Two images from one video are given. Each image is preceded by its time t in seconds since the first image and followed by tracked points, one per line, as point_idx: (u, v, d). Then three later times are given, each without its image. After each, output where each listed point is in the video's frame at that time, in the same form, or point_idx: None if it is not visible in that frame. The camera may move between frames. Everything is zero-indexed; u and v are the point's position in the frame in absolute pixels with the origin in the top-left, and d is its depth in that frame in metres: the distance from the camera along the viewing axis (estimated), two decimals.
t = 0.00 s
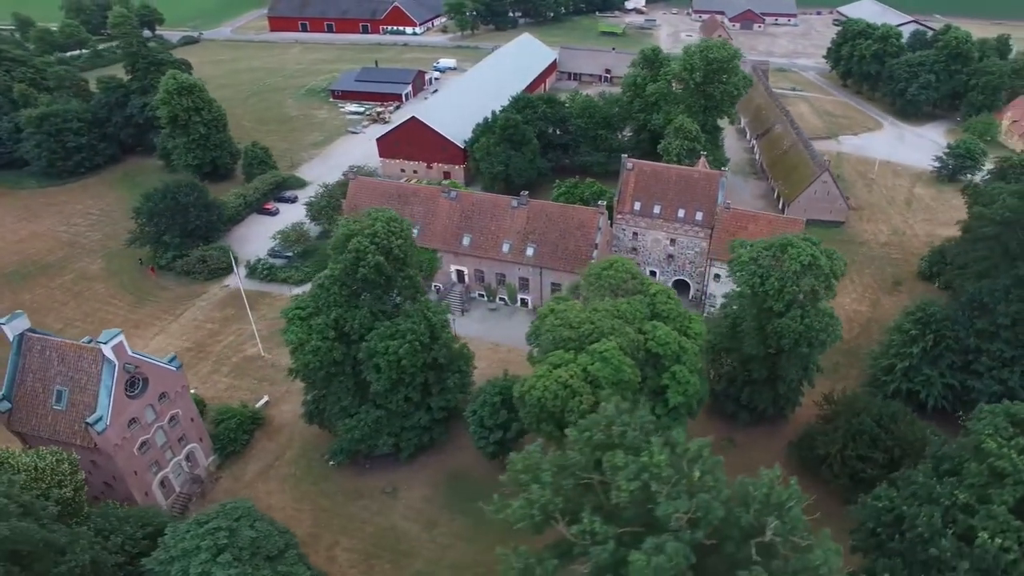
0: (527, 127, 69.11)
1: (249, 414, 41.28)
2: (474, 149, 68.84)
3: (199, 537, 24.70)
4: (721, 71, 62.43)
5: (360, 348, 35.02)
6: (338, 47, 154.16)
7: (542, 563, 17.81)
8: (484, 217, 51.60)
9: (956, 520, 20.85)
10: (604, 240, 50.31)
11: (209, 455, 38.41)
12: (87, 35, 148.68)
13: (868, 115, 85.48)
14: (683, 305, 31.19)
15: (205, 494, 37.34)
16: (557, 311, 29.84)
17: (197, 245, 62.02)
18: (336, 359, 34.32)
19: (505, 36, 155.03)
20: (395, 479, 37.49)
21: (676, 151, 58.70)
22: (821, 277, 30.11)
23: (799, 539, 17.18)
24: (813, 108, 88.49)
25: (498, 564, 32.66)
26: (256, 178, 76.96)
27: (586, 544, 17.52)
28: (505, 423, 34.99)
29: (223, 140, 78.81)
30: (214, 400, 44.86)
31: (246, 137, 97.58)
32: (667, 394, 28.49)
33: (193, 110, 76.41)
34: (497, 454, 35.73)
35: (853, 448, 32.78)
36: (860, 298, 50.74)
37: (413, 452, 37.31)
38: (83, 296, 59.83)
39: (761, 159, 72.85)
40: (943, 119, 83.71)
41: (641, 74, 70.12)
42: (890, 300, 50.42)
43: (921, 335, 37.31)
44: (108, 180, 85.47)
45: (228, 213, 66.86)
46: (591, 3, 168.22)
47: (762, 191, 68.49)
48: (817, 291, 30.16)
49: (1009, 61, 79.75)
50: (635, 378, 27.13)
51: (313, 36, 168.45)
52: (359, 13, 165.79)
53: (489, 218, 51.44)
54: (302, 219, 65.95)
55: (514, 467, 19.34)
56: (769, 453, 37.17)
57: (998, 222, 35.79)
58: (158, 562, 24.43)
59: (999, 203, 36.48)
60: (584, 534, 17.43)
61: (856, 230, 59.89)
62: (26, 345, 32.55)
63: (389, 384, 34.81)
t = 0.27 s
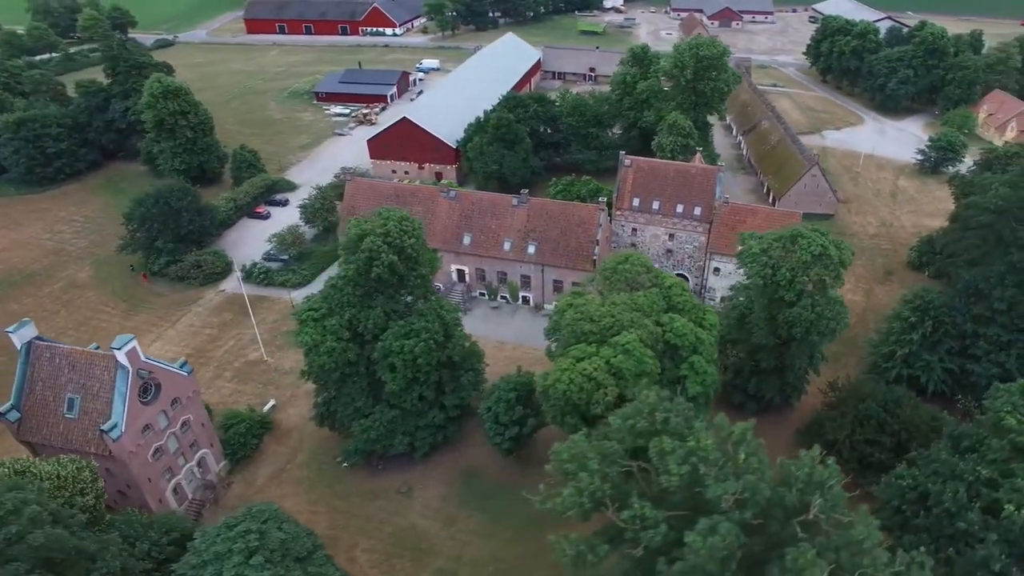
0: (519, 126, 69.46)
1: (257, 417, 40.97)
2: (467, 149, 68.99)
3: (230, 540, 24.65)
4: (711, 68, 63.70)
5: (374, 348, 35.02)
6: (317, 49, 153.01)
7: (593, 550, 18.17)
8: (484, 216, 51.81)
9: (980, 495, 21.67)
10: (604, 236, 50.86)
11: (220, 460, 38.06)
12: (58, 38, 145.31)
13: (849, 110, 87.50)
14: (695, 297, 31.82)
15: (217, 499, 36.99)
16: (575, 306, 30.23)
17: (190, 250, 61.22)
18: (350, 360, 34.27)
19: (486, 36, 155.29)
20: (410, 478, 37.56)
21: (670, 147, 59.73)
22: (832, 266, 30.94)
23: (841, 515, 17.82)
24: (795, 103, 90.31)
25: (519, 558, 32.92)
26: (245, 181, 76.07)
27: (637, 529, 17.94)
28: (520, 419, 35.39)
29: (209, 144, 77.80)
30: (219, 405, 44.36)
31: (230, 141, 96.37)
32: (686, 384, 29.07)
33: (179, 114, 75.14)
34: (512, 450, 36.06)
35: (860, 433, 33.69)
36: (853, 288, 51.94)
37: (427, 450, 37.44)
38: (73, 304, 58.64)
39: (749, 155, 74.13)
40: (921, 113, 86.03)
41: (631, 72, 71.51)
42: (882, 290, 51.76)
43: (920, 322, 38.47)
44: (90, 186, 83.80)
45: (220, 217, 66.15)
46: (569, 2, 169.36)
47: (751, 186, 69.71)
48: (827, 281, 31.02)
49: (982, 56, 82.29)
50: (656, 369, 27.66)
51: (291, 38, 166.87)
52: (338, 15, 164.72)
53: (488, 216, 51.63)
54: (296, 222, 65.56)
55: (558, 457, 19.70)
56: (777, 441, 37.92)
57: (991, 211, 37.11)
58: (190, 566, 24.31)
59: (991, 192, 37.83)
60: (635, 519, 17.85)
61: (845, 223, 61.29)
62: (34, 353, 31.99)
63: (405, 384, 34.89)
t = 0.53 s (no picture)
0: (513, 125, 69.71)
1: (265, 421, 40.71)
2: (462, 149, 69.05)
3: (257, 542, 24.58)
4: (702, 66, 64.76)
5: (386, 347, 35.03)
6: (300, 51, 151.86)
7: (634, 537, 18.53)
8: (484, 215, 52.01)
9: (997, 474, 22.33)
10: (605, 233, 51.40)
11: (230, 464, 37.77)
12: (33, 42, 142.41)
13: (833, 106, 89.16)
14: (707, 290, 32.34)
15: (228, 504, 36.68)
16: (590, 301, 30.59)
17: (185, 254, 60.52)
18: (363, 360, 34.23)
19: (470, 36, 155.44)
20: (422, 477, 37.60)
21: (664, 144, 60.53)
22: (840, 257, 31.67)
23: (873, 495, 18.41)
24: (781, 100, 91.78)
25: (537, 553, 33.17)
26: (235, 184, 75.31)
27: (677, 515, 18.36)
28: (533, 415, 35.69)
29: (198, 147, 76.90)
30: (223, 410, 43.94)
31: (217, 144, 95.27)
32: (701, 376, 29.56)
33: (167, 117, 74.14)
34: (525, 446, 36.34)
35: (867, 420, 34.46)
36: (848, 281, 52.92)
37: (439, 449, 37.52)
38: (66, 311, 57.62)
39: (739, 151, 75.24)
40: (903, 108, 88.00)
41: (622, 70, 72.60)
42: (876, 281, 52.85)
43: (918, 311, 39.47)
44: (75, 192, 82.33)
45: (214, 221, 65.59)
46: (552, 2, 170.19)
47: (742, 182, 70.82)
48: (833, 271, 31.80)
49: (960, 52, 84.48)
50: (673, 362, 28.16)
51: (273, 40, 165.43)
52: (320, 16, 163.73)
53: (488, 215, 51.85)
54: (291, 225, 65.17)
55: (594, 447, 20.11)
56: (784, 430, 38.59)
57: (986, 202, 38.22)
58: (217, 568, 24.25)
59: (984, 183, 38.94)
60: (675, 504, 18.27)
61: (836, 217, 62.40)
62: (43, 360, 31.57)
63: (418, 382, 34.94)
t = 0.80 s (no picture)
0: (505, 125, 70.05)
1: (275, 424, 40.45)
2: (455, 149, 69.14)
3: (290, 543, 24.52)
4: (692, 64, 65.86)
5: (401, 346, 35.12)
6: (280, 53, 150.42)
7: (680, 520, 19.05)
8: (484, 214, 52.24)
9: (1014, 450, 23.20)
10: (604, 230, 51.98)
11: (242, 469, 37.50)
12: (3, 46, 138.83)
13: (814, 102, 91.08)
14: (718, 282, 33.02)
15: (243, 509, 36.40)
16: (607, 295, 31.08)
17: (178, 260, 59.74)
18: (378, 359, 34.27)
19: (451, 37, 155.50)
20: (437, 476, 37.71)
21: (658, 141, 61.40)
22: (847, 247, 32.54)
23: (906, 472, 19.11)
24: (763, 97, 93.47)
25: (558, 546, 33.55)
26: (225, 188, 74.44)
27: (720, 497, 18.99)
28: (547, 410, 36.06)
29: (185, 151, 75.95)
30: (229, 415, 43.51)
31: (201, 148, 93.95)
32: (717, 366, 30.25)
33: (154, 121, 73.03)
34: (540, 441, 36.68)
35: (873, 406, 35.43)
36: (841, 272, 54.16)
37: (454, 447, 37.71)
38: (57, 320, 56.47)
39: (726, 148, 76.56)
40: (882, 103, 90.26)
41: (611, 69, 73.13)
42: (868, 271, 54.18)
43: (915, 299, 40.66)
44: (57, 199, 80.58)
45: (207, 225, 64.85)
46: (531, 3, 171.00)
47: (731, 177, 72.00)
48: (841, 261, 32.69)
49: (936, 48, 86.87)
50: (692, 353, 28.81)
51: (251, 42, 163.56)
52: (298, 18, 162.35)
53: (488, 214, 52.09)
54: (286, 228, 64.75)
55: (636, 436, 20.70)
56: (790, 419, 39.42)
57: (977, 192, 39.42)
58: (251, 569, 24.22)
59: (975, 173, 40.27)
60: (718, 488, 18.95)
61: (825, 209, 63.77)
62: (55, 367, 31.10)
63: (433, 381, 35.08)
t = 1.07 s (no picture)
0: (498, 124, 70.32)
1: (283, 427, 40.24)
2: (449, 149, 69.20)
3: (319, 543, 24.45)
4: (683, 61, 66.83)
5: (413, 346, 35.22)
6: (261, 56, 148.92)
7: (716, 505, 19.55)
8: (484, 213, 52.43)
9: None
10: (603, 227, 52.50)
11: (253, 473, 37.28)
12: None
13: (798, 99, 92.70)
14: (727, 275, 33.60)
15: (255, 513, 36.18)
16: (620, 290, 31.51)
17: (173, 265, 59.04)
18: (391, 359, 34.33)
19: (434, 38, 155.37)
20: (449, 475, 37.88)
21: (652, 138, 62.12)
22: (851, 239, 33.32)
23: (930, 452, 19.80)
24: (749, 94, 94.86)
25: (574, 539, 33.95)
26: (215, 192, 73.62)
27: (754, 481, 19.53)
28: (559, 405, 36.41)
29: (174, 155, 74.97)
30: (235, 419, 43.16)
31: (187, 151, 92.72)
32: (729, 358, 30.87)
33: (142, 124, 71.96)
34: (551, 437, 36.99)
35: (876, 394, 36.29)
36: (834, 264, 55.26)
37: (466, 445, 37.91)
38: (49, 328, 55.44)
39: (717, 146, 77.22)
40: (864, 99, 92.15)
41: (602, 68, 73.77)
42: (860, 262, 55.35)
43: (912, 290, 41.68)
44: (40, 205, 78.99)
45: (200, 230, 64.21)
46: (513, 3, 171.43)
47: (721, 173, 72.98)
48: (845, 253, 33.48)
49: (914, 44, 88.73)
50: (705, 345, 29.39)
51: (230, 44, 161.65)
52: (279, 20, 160.90)
53: (488, 213, 52.31)
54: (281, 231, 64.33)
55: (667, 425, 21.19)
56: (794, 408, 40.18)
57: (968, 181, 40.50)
58: (279, 571, 24.11)
59: (968, 165, 41.45)
60: (752, 472, 19.47)
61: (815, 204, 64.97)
62: (65, 373, 30.67)
63: (446, 379, 35.21)
